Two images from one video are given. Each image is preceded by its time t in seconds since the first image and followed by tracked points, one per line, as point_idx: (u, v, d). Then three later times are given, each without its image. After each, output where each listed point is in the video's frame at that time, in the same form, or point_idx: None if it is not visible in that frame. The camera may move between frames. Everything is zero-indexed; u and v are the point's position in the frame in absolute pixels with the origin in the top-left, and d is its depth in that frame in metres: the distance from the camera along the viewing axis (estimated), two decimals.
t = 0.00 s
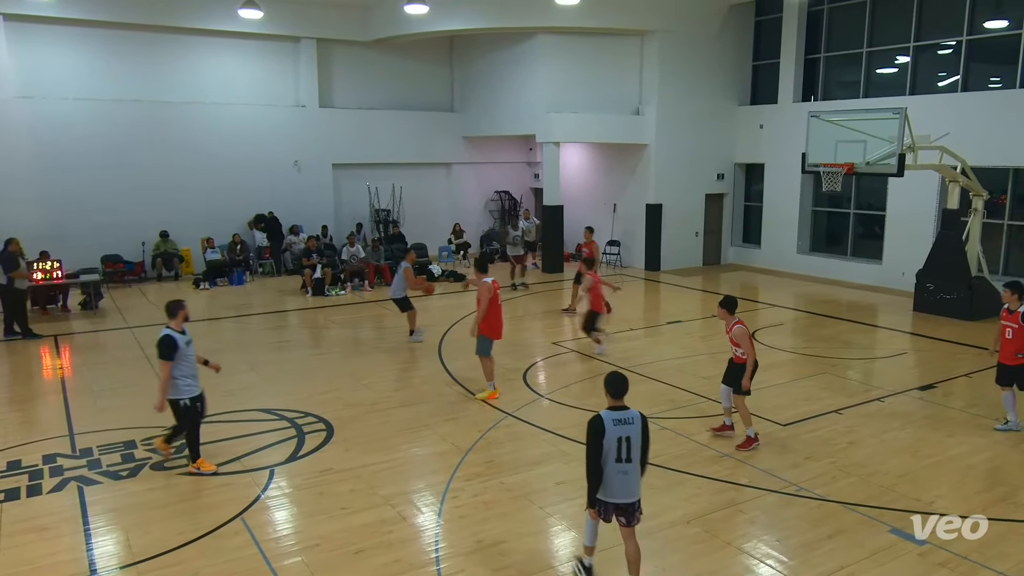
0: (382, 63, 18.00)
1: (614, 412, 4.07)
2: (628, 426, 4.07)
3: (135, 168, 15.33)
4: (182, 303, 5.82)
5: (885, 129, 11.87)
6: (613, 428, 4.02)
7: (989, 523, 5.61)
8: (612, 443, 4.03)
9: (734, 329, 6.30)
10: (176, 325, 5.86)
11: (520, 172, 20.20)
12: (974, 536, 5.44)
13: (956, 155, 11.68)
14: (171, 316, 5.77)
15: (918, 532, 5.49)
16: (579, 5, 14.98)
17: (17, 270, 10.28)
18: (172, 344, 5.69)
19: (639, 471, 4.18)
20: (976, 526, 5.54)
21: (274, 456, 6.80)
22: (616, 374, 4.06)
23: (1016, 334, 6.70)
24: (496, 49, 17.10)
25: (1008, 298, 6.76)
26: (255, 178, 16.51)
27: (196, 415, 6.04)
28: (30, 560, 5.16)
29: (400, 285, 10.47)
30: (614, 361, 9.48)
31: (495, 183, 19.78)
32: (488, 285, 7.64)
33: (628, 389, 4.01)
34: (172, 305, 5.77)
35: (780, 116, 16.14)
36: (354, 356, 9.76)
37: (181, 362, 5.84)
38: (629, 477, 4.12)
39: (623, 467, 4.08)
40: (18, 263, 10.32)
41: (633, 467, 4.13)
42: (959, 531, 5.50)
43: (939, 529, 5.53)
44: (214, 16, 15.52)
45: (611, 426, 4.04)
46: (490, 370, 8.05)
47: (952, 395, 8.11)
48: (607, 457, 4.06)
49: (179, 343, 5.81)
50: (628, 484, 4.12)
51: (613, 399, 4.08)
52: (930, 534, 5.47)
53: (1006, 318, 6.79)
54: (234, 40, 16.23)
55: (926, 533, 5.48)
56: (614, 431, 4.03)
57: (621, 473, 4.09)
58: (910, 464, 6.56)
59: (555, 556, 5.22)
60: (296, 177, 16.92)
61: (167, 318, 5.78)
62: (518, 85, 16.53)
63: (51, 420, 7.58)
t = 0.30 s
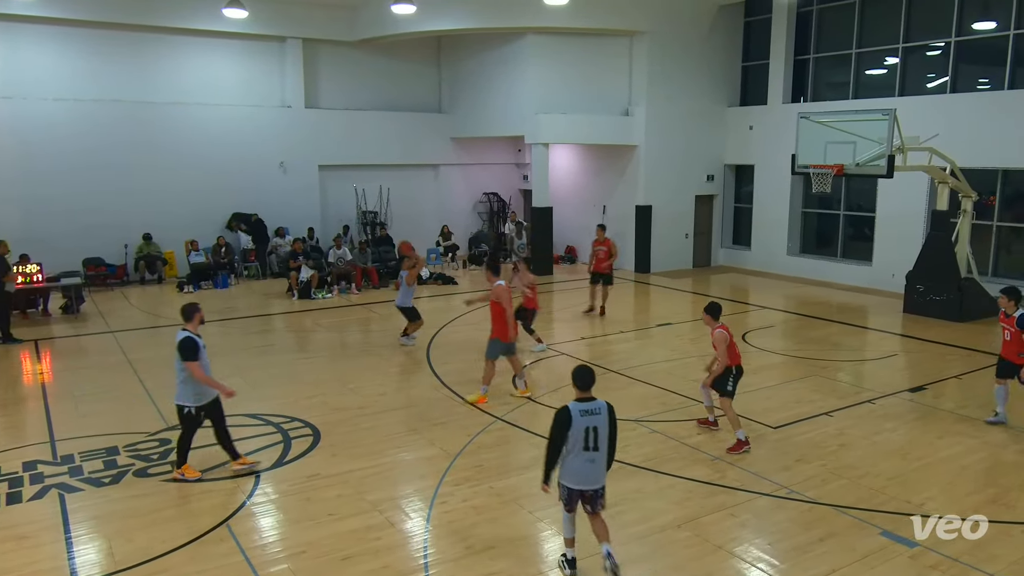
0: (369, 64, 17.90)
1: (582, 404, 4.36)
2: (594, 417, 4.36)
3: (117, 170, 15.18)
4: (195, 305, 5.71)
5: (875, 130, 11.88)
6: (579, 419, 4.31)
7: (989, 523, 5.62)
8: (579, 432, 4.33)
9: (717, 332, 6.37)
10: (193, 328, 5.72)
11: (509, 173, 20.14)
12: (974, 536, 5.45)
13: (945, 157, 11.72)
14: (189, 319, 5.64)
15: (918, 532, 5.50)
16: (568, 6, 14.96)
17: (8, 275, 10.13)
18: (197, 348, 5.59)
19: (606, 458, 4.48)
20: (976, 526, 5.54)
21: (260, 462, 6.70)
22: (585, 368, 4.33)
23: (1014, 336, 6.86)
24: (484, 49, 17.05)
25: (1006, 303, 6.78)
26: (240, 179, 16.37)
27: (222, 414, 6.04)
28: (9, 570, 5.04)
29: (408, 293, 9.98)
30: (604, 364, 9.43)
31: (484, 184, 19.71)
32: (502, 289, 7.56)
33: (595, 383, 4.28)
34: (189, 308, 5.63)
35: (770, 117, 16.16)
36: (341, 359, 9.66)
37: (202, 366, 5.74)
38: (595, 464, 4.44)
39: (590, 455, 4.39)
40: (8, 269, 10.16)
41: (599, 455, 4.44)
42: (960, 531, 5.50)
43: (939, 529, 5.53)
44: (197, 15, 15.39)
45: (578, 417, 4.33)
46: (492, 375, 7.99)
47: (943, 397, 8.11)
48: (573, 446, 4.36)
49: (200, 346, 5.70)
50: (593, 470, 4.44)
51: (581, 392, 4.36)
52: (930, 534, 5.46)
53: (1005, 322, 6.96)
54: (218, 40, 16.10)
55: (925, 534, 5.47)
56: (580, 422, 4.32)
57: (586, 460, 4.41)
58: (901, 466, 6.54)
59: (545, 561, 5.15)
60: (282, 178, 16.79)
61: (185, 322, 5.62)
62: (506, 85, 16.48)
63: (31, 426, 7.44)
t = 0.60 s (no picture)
0: (351, 64, 17.78)
1: (553, 396, 4.53)
2: (566, 409, 4.51)
3: (95, 172, 14.98)
4: (199, 308, 5.57)
5: (861, 132, 11.92)
6: (550, 410, 4.47)
7: (989, 523, 5.63)
8: (551, 423, 4.49)
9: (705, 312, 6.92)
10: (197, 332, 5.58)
11: (495, 175, 20.03)
12: (973, 536, 5.45)
13: (932, 158, 11.75)
14: (194, 322, 5.50)
15: (918, 533, 5.49)
16: (553, 6, 14.92)
17: None
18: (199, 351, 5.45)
19: (581, 449, 4.62)
20: (976, 527, 5.55)
21: (241, 469, 6.57)
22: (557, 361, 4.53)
23: (989, 336, 6.97)
24: (468, 50, 16.96)
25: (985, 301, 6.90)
26: (220, 181, 16.19)
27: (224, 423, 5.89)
28: None
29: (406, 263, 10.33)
30: (591, 368, 9.36)
31: (469, 187, 19.58)
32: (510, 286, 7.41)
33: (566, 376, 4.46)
34: (192, 311, 5.51)
35: (756, 118, 16.17)
36: (324, 364, 9.54)
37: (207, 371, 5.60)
38: (569, 456, 4.57)
39: (563, 446, 4.53)
40: None
41: (572, 446, 4.58)
42: (960, 531, 5.51)
43: (939, 529, 5.52)
44: (175, 15, 15.23)
45: (549, 409, 4.50)
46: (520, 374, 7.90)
47: (931, 399, 8.10)
48: (546, 436, 4.51)
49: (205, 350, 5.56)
50: (568, 460, 4.57)
51: (553, 384, 4.54)
52: (930, 535, 5.46)
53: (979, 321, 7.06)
54: (197, 40, 15.95)
55: (925, 534, 5.47)
56: (551, 413, 4.49)
57: (560, 452, 4.54)
58: (890, 469, 6.51)
59: (532, 569, 5.06)
60: (263, 180, 16.61)
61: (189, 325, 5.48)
62: (490, 86, 16.39)
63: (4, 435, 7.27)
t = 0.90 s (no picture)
0: (329, 65, 17.62)
1: (527, 390, 4.71)
2: (538, 402, 4.68)
3: (65, 174, 14.73)
4: (180, 313, 5.42)
5: (846, 134, 11.96)
6: (523, 404, 4.66)
7: (989, 523, 5.64)
8: (523, 416, 4.68)
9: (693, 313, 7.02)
10: (177, 338, 5.43)
11: (476, 178, 19.90)
12: (973, 536, 5.45)
13: (916, 160, 11.76)
14: (173, 328, 5.35)
15: (918, 532, 5.50)
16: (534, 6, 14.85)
17: None
18: (178, 360, 5.30)
19: (554, 441, 4.79)
20: (976, 527, 5.55)
21: (217, 480, 6.40)
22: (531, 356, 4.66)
23: (950, 319, 7.40)
24: (448, 50, 16.86)
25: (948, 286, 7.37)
26: (194, 184, 15.97)
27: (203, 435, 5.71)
28: None
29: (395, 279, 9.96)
30: (574, 374, 9.26)
31: (450, 189, 19.44)
32: (519, 300, 7.19)
33: (537, 370, 4.58)
34: (172, 317, 5.36)
35: (740, 120, 16.19)
36: (302, 371, 9.38)
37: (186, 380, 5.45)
38: (542, 446, 4.75)
39: (534, 438, 4.71)
40: None
41: (545, 438, 4.75)
42: (959, 531, 5.51)
43: (940, 529, 5.53)
44: (147, 13, 15.02)
45: (522, 401, 4.69)
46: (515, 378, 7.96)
47: (916, 403, 8.08)
48: (520, 428, 4.71)
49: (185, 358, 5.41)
50: (541, 451, 4.76)
51: (527, 378, 4.71)
52: (929, 534, 5.47)
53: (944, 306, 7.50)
54: (170, 40, 15.74)
55: (925, 533, 5.49)
56: (523, 406, 4.67)
57: (532, 442, 4.74)
58: (875, 473, 6.46)
59: None
60: (239, 183, 16.40)
61: (167, 332, 5.33)
62: (470, 87, 16.29)
63: None
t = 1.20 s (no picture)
0: (300, 65, 17.40)
1: (496, 390, 4.76)
2: (508, 401, 4.75)
3: (25, 176, 14.41)
4: (134, 327, 5.27)
5: (824, 137, 12.06)
6: (493, 404, 4.71)
7: (989, 522, 5.65)
8: (494, 416, 4.72)
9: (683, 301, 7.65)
10: (134, 352, 5.25)
11: (451, 181, 19.71)
12: (974, 536, 5.46)
13: (894, 163, 11.78)
14: (129, 342, 5.19)
15: (918, 532, 5.51)
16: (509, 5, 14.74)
17: None
18: (138, 374, 5.13)
19: (523, 439, 4.86)
20: (976, 527, 5.56)
21: (183, 494, 6.19)
22: (499, 357, 4.73)
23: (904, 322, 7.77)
24: (421, 52, 16.72)
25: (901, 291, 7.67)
26: (159, 187, 15.66)
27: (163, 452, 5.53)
28: None
29: (369, 296, 9.74)
30: (553, 381, 9.13)
31: (424, 193, 19.20)
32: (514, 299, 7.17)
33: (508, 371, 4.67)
34: (128, 330, 5.21)
35: (718, 123, 16.19)
36: (272, 381, 9.16)
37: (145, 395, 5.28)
38: (513, 445, 4.81)
39: (506, 437, 4.76)
40: None
41: (515, 436, 4.81)
42: (959, 531, 5.51)
43: (939, 528, 5.55)
44: (109, 11, 14.73)
45: (493, 402, 4.73)
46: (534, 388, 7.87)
47: (897, 408, 8.04)
48: (490, 428, 4.75)
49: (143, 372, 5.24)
50: (512, 449, 4.81)
51: (496, 378, 4.76)
52: (929, 534, 5.48)
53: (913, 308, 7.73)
54: (134, 39, 15.46)
55: (925, 532, 5.50)
56: (494, 406, 4.72)
57: (503, 441, 4.78)
58: (858, 479, 6.39)
59: None
60: (206, 186, 16.11)
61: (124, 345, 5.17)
62: (444, 89, 16.17)
63: None
